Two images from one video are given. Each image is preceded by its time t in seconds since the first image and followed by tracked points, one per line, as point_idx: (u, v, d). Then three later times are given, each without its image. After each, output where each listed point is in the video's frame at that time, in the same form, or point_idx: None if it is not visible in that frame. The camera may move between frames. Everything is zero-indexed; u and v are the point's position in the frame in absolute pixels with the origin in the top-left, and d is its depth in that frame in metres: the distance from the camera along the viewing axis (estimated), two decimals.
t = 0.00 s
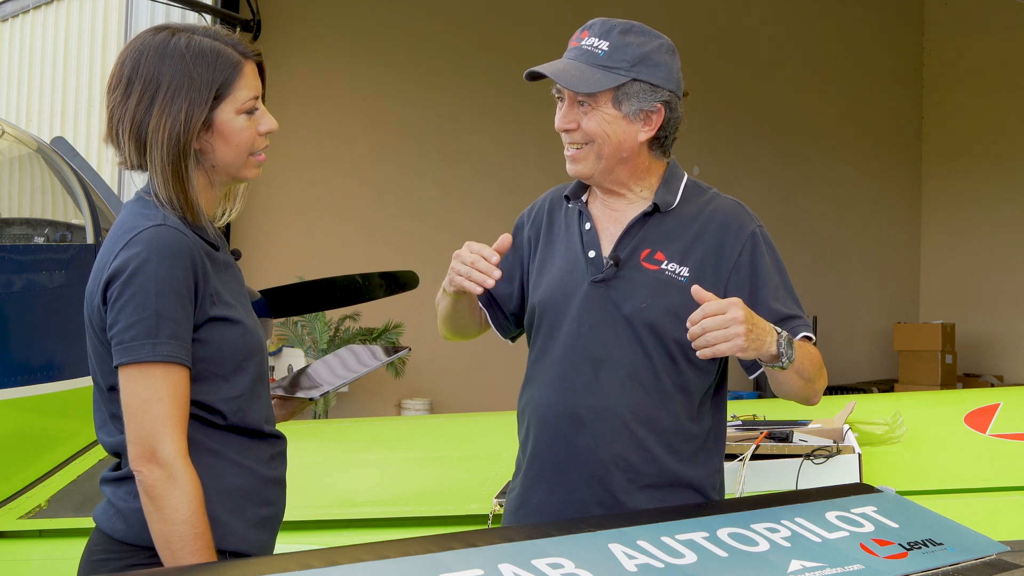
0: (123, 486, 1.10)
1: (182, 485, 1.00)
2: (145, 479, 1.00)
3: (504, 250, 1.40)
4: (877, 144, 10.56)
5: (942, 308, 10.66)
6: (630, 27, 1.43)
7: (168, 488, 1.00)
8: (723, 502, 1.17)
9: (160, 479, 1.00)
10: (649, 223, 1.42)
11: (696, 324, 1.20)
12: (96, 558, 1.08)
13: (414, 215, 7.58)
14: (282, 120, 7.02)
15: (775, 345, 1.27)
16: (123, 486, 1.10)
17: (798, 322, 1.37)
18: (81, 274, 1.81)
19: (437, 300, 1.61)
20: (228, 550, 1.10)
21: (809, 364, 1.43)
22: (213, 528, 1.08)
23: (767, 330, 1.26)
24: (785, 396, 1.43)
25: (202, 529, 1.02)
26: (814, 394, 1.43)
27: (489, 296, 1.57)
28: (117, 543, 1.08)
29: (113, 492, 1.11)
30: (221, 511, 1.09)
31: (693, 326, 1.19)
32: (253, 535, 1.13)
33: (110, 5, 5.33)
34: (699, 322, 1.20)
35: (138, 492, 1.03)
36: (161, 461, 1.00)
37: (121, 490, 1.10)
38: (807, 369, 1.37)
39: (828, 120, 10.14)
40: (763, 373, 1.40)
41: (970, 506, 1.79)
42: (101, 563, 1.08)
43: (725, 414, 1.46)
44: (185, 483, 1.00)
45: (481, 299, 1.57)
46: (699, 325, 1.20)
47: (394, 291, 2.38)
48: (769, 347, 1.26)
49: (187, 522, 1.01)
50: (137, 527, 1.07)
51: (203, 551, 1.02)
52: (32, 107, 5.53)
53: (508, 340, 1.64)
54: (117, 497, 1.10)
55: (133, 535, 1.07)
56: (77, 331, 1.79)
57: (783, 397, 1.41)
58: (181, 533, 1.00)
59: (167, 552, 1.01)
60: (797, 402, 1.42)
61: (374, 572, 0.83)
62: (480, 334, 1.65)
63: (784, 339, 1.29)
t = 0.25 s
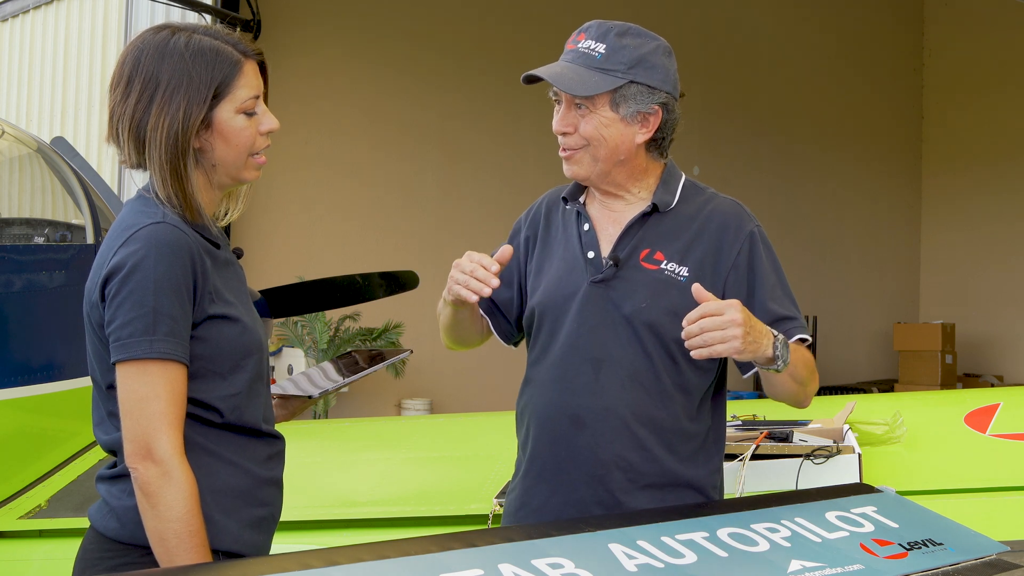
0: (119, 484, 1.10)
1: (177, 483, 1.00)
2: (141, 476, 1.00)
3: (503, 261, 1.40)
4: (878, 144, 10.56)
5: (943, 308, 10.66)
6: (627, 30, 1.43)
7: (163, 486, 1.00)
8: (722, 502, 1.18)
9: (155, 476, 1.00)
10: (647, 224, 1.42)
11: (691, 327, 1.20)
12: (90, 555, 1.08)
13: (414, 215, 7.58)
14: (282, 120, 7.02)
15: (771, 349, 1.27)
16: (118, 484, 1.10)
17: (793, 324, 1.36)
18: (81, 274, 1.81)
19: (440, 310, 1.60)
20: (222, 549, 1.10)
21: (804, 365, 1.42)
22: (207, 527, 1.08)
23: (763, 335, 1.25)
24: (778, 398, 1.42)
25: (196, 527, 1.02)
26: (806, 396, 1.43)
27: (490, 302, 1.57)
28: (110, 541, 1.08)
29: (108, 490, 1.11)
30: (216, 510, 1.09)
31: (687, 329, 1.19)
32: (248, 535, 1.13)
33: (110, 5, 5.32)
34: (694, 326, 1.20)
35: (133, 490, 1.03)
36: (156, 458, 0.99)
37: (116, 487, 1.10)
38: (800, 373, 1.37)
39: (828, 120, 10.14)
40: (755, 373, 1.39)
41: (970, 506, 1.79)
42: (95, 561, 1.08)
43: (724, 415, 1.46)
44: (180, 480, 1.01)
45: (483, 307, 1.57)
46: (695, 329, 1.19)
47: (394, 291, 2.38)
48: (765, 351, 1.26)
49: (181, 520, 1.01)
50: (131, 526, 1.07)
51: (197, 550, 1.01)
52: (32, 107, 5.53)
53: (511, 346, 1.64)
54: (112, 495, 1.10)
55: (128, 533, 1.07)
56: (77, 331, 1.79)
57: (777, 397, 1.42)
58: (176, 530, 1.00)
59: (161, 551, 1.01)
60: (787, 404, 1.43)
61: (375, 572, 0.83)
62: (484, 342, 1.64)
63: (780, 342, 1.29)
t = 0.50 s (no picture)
0: (118, 483, 1.10)
1: (173, 482, 1.00)
2: (137, 476, 1.00)
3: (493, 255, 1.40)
4: (878, 144, 10.56)
5: (943, 308, 10.66)
6: (628, 29, 1.44)
7: (160, 485, 1.00)
8: (722, 502, 1.18)
9: (151, 475, 1.00)
10: (648, 224, 1.42)
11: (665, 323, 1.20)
12: (88, 555, 1.08)
13: (414, 215, 7.58)
14: (282, 120, 7.02)
15: (759, 339, 1.26)
16: (116, 483, 1.10)
17: (788, 322, 1.37)
18: (81, 274, 1.81)
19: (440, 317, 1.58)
20: (220, 549, 1.10)
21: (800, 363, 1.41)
22: (204, 527, 1.08)
23: (746, 319, 1.24)
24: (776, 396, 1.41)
25: (193, 527, 1.02)
26: (801, 396, 1.42)
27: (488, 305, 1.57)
28: (108, 541, 1.08)
29: (106, 489, 1.11)
30: (213, 510, 1.09)
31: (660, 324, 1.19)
32: (246, 534, 1.13)
33: (110, 5, 5.32)
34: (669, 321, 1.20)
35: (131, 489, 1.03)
36: (152, 457, 0.99)
37: (114, 487, 1.10)
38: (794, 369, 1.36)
39: (828, 120, 10.14)
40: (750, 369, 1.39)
41: (970, 506, 1.79)
42: (92, 561, 1.08)
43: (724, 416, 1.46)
44: (177, 480, 1.00)
45: (482, 312, 1.57)
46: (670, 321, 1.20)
47: (394, 291, 2.38)
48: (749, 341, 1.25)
49: (178, 519, 1.01)
50: (129, 524, 1.07)
51: (194, 549, 1.01)
52: (32, 107, 5.53)
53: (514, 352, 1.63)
54: (111, 494, 1.10)
55: (125, 533, 1.07)
56: (77, 332, 1.79)
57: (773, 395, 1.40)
58: (172, 530, 1.00)
59: (158, 550, 1.01)
60: (782, 401, 1.41)
61: (375, 572, 0.84)
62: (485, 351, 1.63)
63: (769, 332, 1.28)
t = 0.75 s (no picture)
0: (120, 484, 1.10)
1: (173, 483, 1.00)
2: (136, 477, 1.00)
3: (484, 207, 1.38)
4: (878, 143, 10.56)
5: (943, 309, 10.66)
6: (635, 37, 1.44)
7: (159, 487, 1.00)
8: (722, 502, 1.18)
9: (149, 475, 1.00)
10: (649, 227, 1.42)
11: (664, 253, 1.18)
12: (92, 555, 1.08)
13: (414, 215, 7.58)
14: (282, 121, 7.03)
15: (756, 300, 1.22)
16: (119, 484, 1.11)
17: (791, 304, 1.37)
18: (81, 274, 1.81)
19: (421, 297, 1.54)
20: (222, 549, 1.10)
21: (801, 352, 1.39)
22: (206, 527, 1.08)
23: (746, 276, 1.20)
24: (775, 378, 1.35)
25: (194, 528, 1.02)
26: (810, 381, 1.36)
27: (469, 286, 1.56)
28: (110, 542, 1.08)
29: (109, 490, 1.11)
30: (215, 510, 1.09)
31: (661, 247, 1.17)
32: (249, 535, 1.13)
33: (109, 4, 5.31)
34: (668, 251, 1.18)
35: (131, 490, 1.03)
36: (150, 458, 1.00)
37: (117, 488, 1.10)
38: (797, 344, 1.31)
39: (827, 120, 10.14)
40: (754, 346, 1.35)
41: (970, 506, 1.79)
42: (95, 561, 1.08)
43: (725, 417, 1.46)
44: (176, 481, 1.00)
45: (470, 301, 1.56)
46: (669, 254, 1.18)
47: (394, 291, 2.37)
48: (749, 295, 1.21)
49: (177, 520, 1.01)
50: (131, 525, 1.07)
51: (194, 550, 1.01)
52: (32, 106, 5.53)
53: (500, 344, 1.64)
54: (113, 495, 1.10)
55: (127, 533, 1.07)
56: (77, 332, 1.79)
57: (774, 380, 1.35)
58: (172, 530, 1.00)
59: (158, 551, 1.01)
60: (791, 382, 1.35)
61: (375, 572, 0.83)
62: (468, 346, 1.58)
63: (771, 299, 1.24)
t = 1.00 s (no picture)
0: (125, 486, 1.10)
1: (176, 486, 1.00)
2: (139, 479, 1.00)
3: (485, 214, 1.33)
4: (878, 144, 10.56)
5: (943, 309, 10.66)
6: (643, 56, 1.45)
7: (162, 489, 1.00)
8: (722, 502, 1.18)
9: (151, 476, 1.00)
10: (649, 244, 1.42)
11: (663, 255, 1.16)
12: (97, 557, 1.08)
13: (414, 215, 7.58)
14: (283, 120, 7.02)
15: (757, 287, 1.23)
16: (123, 486, 1.10)
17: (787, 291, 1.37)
18: (81, 274, 1.81)
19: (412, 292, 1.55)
20: (228, 549, 1.10)
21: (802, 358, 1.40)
22: (211, 527, 1.08)
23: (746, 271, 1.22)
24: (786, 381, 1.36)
25: (196, 529, 1.02)
26: (822, 379, 1.36)
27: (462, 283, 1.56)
28: (116, 544, 1.08)
29: (114, 491, 1.11)
30: (220, 511, 1.09)
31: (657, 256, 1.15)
32: (254, 535, 1.13)
33: (109, 4, 5.30)
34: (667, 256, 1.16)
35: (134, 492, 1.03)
36: (153, 459, 0.99)
37: (121, 489, 1.10)
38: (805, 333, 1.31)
39: (828, 120, 10.14)
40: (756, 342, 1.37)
41: (970, 506, 1.79)
42: (100, 563, 1.08)
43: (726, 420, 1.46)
44: (179, 483, 1.01)
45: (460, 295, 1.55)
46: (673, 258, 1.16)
47: (394, 291, 2.37)
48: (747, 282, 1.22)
49: (180, 522, 1.01)
50: (136, 526, 1.07)
51: (197, 550, 1.01)
52: (32, 107, 5.54)
53: (489, 344, 1.62)
54: (118, 497, 1.10)
55: (132, 535, 1.07)
56: (76, 332, 1.79)
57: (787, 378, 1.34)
58: (175, 532, 1.00)
59: (162, 552, 1.01)
60: (803, 378, 1.34)
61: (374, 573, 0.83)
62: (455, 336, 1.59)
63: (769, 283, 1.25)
